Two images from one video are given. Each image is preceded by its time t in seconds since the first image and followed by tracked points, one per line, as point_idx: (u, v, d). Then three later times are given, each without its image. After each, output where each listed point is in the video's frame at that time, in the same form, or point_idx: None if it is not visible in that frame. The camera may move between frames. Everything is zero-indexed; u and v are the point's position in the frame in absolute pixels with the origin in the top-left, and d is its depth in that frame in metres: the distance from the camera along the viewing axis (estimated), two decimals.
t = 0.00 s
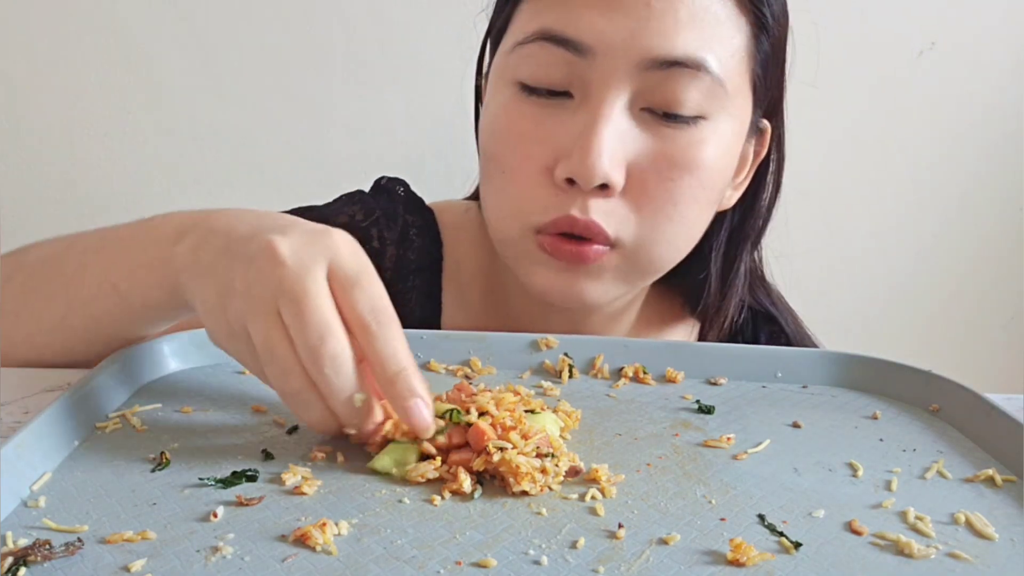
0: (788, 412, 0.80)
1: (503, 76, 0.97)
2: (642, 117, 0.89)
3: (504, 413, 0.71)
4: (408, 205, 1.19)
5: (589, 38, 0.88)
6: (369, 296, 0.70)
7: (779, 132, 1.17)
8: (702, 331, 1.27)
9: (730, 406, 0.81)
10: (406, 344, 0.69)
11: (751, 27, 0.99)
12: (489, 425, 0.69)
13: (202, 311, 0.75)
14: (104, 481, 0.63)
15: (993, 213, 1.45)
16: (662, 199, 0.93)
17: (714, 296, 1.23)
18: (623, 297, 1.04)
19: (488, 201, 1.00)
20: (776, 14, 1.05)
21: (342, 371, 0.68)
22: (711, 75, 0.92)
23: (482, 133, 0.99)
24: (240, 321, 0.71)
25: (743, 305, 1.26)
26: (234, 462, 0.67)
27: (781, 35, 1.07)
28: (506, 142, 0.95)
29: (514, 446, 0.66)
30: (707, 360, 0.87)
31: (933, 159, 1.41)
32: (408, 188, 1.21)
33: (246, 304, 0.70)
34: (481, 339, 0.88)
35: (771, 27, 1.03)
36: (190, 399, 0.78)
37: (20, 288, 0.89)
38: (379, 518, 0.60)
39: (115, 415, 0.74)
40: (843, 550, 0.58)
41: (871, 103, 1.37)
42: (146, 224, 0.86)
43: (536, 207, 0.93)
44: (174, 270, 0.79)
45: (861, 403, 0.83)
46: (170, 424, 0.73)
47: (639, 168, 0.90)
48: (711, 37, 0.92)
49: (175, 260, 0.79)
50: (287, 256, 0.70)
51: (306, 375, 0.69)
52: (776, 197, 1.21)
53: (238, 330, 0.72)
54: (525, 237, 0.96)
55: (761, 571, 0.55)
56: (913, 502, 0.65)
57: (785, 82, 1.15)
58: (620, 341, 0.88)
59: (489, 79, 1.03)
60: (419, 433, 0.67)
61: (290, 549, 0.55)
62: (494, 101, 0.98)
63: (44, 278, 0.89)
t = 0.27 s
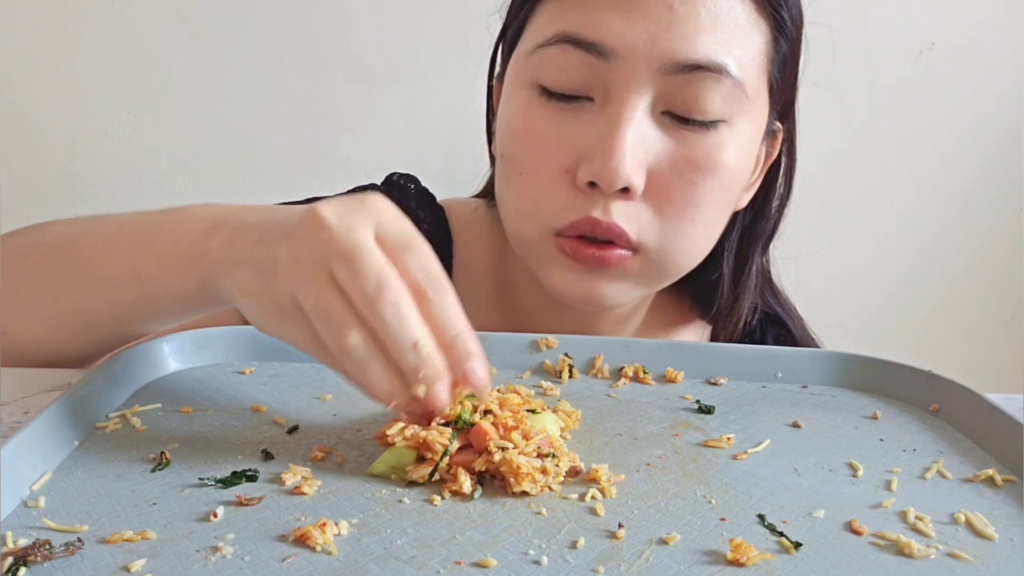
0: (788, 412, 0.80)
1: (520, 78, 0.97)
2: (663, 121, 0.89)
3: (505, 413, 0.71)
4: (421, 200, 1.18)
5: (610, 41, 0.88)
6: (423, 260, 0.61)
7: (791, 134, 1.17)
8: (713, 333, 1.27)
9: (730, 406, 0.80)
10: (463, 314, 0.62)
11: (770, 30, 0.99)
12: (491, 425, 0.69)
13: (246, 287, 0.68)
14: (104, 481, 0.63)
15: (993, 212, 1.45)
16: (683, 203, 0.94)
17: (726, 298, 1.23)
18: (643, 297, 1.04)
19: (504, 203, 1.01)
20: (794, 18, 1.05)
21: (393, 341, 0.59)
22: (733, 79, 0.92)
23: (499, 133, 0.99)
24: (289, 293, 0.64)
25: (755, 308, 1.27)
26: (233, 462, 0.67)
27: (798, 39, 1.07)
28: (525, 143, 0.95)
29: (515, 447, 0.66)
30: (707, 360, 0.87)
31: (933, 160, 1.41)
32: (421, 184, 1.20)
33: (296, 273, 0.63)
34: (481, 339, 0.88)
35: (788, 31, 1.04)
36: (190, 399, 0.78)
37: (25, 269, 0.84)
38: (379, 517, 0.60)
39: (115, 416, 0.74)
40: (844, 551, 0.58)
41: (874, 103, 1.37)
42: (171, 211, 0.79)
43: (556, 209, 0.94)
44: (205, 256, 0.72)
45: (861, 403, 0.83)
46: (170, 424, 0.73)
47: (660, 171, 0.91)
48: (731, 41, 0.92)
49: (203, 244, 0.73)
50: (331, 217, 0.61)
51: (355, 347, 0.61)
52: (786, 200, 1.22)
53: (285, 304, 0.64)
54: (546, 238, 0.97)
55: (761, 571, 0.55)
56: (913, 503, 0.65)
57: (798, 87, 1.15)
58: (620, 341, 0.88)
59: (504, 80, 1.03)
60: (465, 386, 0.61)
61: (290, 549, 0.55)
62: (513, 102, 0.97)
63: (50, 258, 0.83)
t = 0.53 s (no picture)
0: (788, 412, 0.80)
1: (523, 74, 0.97)
2: (662, 121, 0.89)
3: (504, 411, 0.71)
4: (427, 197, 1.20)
5: (611, 40, 0.88)
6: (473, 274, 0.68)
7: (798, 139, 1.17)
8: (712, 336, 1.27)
9: (731, 406, 0.80)
10: (512, 329, 0.69)
11: (774, 33, 1.00)
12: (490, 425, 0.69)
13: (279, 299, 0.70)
14: (104, 481, 0.63)
15: (993, 211, 1.45)
16: (679, 203, 0.94)
17: (726, 302, 1.24)
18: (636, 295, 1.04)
19: (506, 198, 1.01)
20: (799, 23, 1.05)
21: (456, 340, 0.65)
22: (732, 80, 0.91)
23: (501, 130, 0.99)
24: (331, 293, 0.66)
25: (755, 313, 1.27)
26: (234, 462, 0.67)
27: (803, 43, 1.08)
28: (526, 140, 0.95)
29: (515, 446, 0.66)
30: (708, 359, 0.87)
31: (933, 161, 1.41)
32: (426, 182, 1.22)
33: (341, 275, 0.65)
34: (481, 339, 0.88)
35: (792, 34, 1.04)
36: (190, 399, 0.78)
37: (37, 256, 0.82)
38: (379, 518, 0.60)
39: (115, 416, 0.74)
40: (844, 551, 0.58)
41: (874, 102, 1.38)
42: (196, 207, 0.80)
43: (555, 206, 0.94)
44: (230, 259, 0.73)
45: (861, 403, 0.83)
46: (170, 423, 0.73)
47: (657, 171, 0.90)
48: (732, 42, 0.92)
49: (230, 245, 0.73)
50: (383, 223, 0.66)
51: (401, 336, 0.64)
52: (792, 203, 1.23)
53: (322, 301, 0.66)
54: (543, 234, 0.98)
55: (761, 571, 0.55)
56: (913, 503, 0.65)
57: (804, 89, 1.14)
58: (620, 341, 0.88)
59: (509, 78, 1.03)
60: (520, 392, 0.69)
61: (290, 549, 0.55)
62: (515, 100, 0.98)
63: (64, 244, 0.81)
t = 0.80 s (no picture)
0: (787, 412, 0.80)
1: (524, 73, 0.97)
2: (659, 119, 0.89)
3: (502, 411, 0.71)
4: (436, 198, 1.18)
5: (609, 38, 0.88)
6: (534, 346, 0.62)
7: (797, 139, 1.18)
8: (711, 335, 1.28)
9: (731, 406, 0.80)
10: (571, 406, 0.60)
11: (772, 33, 1.00)
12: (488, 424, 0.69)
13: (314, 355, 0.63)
14: (104, 482, 0.63)
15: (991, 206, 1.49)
16: (677, 202, 0.94)
17: (726, 300, 1.24)
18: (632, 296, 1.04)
19: (504, 196, 1.01)
20: (798, 22, 1.05)
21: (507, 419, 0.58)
22: (730, 79, 0.92)
23: (501, 129, 0.99)
24: (379, 352, 0.59)
25: (755, 309, 1.28)
26: (234, 462, 0.67)
27: (803, 41, 1.08)
28: (525, 139, 0.95)
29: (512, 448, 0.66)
30: (708, 359, 0.87)
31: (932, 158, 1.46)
32: (435, 183, 1.19)
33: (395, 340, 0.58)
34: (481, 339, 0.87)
35: (791, 34, 1.04)
36: (190, 399, 0.78)
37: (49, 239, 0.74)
38: (378, 518, 0.60)
39: (115, 416, 0.74)
40: (845, 550, 0.58)
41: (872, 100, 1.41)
42: (233, 207, 0.75)
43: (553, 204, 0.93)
44: (277, 270, 0.67)
45: (861, 403, 0.83)
46: (171, 424, 0.73)
47: (654, 169, 0.90)
48: (730, 42, 0.92)
49: (273, 260, 0.68)
50: (446, 294, 0.60)
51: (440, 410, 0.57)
52: (792, 201, 1.23)
53: (365, 354, 0.59)
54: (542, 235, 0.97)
55: (761, 571, 0.55)
56: (913, 502, 0.65)
57: (805, 88, 1.15)
58: (620, 341, 0.88)
59: (510, 77, 1.03)
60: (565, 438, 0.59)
61: (290, 549, 0.55)
62: (515, 99, 0.98)
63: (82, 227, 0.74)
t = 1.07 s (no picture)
0: (787, 412, 0.80)
1: (529, 73, 0.98)
2: (665, 121, 0.89)
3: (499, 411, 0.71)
4: (439, 199, 1.18)
5: (614, 38, 0.88)
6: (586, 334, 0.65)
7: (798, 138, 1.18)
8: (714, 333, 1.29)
9: (731, 406, 0.80)
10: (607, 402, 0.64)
11: (775, 33, 1.00)
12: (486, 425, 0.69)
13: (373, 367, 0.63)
14: (104, 482, 0.63)
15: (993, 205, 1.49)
16: (681, 203, 0.94)
17: (729, 299, 1.24)
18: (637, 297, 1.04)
19: (507, 197, 1.01)
20: (800, 22, 1.05)
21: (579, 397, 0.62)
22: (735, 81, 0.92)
23: (505, 129, 0.99)
24: (464, 356, 0.61)
25: (758, 308, 1.29)
26: (234, 462, 0.67)
27: (805, 42, 1.08)
28: (530, 139, 0.95)
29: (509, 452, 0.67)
30: (708, 359, 0.87)
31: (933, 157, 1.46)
32: (437, 184, 1.20)
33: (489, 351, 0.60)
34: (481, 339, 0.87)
35: (794, 34, 1.04)
36: (190, 399, 0.78)
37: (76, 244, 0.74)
38: (379, 518, 0.60)
39: (115, 416, 0.74)
40: (845, 551, 0.58)
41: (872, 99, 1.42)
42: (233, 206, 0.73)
43: (558, 204, 0.93)
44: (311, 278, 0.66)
45: (861, 403, 0.83)
46: (171, 424, 0.73)
47: (660, 170, 0.90)
48: (734, 42, 0.92)
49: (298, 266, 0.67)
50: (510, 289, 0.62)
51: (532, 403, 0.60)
52: (793, 200, 1.23)
53: (443, 357, 0.61)
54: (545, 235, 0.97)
55: (761, 571, 0.55)
56: (913, 502, 0.65)
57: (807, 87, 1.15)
58: (620, 341, 0.88)
59: (514, 77, 1.03)
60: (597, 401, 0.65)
61: (290, 549, 0.55)
62: (519, 99, 0.98)
63: (96, 225, 0.73)
